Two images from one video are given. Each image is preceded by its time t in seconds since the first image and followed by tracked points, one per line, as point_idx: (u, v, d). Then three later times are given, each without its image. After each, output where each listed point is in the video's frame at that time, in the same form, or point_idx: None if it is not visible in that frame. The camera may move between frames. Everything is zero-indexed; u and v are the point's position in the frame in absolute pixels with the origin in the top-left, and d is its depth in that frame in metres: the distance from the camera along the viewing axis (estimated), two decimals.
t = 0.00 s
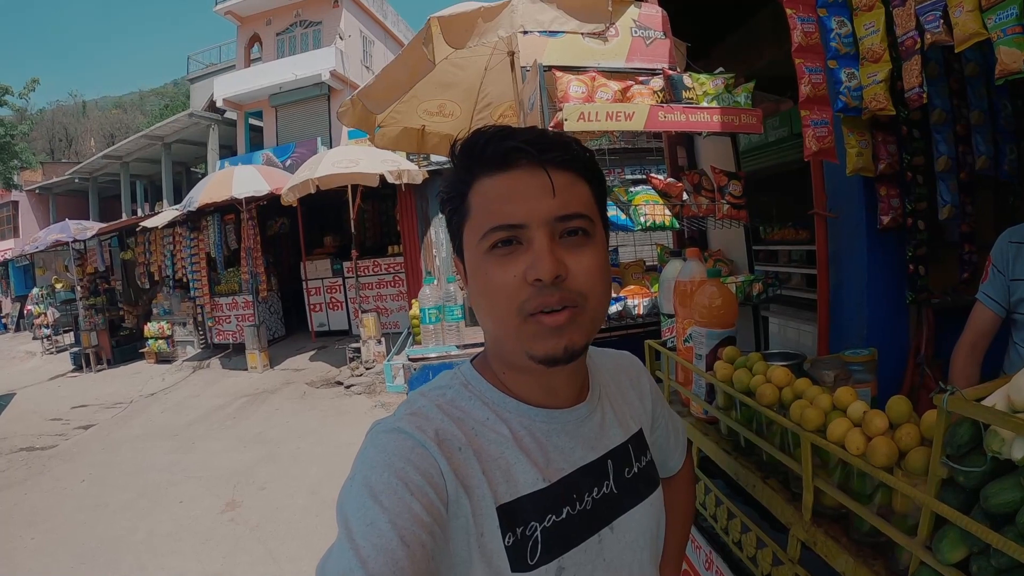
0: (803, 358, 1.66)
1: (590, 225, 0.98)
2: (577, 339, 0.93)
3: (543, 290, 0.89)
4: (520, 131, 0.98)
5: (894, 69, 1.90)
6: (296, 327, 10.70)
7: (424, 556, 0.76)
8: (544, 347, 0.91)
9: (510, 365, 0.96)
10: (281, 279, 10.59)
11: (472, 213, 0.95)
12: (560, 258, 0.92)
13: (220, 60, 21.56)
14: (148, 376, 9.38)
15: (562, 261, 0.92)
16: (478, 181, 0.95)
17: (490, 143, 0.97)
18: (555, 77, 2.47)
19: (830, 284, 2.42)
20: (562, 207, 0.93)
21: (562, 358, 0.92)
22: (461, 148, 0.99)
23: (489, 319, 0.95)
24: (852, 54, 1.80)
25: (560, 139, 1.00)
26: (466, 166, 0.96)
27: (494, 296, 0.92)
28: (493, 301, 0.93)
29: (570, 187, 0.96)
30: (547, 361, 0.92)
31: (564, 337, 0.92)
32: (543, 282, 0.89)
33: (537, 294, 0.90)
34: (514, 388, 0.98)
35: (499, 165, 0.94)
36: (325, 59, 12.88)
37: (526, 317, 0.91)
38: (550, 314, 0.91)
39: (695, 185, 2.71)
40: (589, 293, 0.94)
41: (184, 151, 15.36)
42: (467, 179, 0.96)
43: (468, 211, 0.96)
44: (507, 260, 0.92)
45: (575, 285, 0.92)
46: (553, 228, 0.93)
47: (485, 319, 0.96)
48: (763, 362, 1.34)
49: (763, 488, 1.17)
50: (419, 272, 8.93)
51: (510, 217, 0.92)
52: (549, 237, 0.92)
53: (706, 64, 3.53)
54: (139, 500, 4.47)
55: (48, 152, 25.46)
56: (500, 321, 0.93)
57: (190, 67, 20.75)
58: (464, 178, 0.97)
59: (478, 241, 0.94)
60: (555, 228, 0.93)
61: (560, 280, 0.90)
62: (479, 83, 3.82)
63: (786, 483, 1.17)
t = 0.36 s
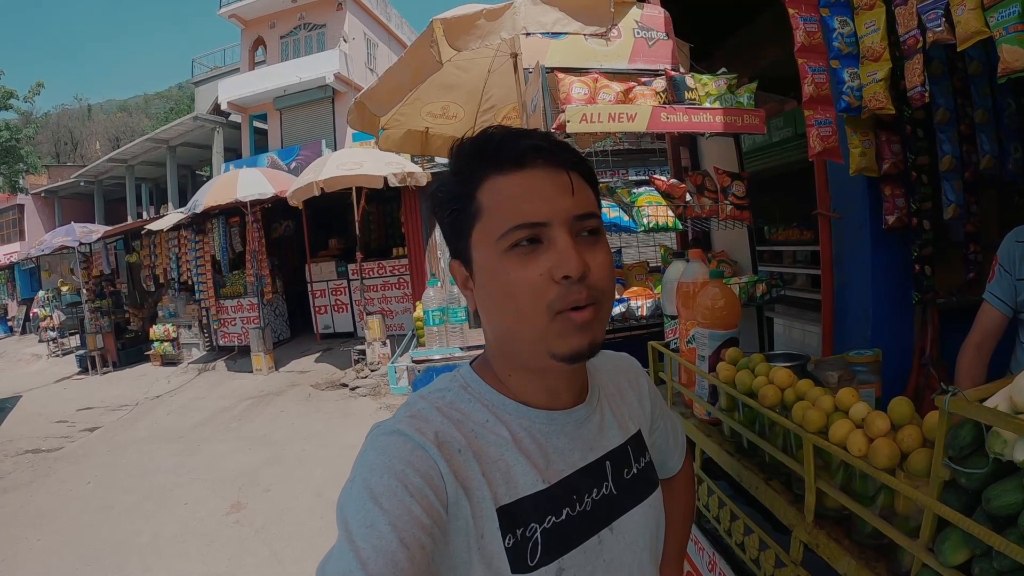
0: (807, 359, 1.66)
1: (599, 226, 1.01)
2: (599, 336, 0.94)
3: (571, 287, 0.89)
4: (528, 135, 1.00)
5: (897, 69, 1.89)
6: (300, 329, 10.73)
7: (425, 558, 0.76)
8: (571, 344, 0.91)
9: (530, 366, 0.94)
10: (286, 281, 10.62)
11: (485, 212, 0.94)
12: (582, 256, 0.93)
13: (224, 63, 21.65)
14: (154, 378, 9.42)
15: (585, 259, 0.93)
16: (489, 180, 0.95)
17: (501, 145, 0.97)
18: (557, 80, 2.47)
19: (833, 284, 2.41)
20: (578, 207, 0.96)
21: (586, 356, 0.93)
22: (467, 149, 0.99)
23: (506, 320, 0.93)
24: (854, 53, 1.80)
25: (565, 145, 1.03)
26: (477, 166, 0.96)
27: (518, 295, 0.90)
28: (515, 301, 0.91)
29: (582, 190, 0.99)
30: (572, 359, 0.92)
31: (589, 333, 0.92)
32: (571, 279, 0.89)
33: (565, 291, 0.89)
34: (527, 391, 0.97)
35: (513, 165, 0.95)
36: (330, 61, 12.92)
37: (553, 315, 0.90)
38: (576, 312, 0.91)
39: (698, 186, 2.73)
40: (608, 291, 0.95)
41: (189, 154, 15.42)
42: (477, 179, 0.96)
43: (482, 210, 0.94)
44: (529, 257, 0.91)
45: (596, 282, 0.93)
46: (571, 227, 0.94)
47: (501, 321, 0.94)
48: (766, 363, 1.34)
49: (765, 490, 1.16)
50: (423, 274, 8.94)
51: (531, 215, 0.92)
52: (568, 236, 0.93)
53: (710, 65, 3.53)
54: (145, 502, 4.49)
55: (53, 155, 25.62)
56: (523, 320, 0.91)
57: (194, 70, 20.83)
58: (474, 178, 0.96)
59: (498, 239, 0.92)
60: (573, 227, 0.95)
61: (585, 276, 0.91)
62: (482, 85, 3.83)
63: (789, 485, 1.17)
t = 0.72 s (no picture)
0: (811, 359, 1.65)
1: (598, 226, 1.01)
2: (601, 336, 0.94)
3: (572, 285, 0.89)
4: (526, 135, 1.00)
5: (901, 67, 1.88)
6: (305, 329, 10.75)
7: (426, 559, 0.76)
8: (573, 343, 0.91)
9: (532, 366, 0.94)
10: (290, 281, 10.64)
11: (485, 212, 0.94)
12: (583, 255, 0.93)
13: (229, 64, 21.68)
14: (158, 377, 9.46)
15: (586, 258, 0.93)
16: (489, 181, 0.95)
17: (499, 146, 0.97)
18: (560, 79, 2.46)
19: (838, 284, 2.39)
20: (578, 205, 0.96)
21: (588, 354, 0.93)
22: (466, 150, 0.99)
23: (509, 321, 0.93)
24: (857, 52, 1.79)
25: (563, 144, 1.03)
26: (476, 168, 0.96)
27: (517, 294, 0.90)
28: (517, 301, 0.91)
29: (580, 190, 0.99)
30: (574, 359, 0.92)
31: (591, 333, 0.92)
32: (572, 278, 0.89)
33: (567, 289, 0.89)
34: (529, 392, 0.97)
35: (512, 165, 0.95)
36: (334, 61, 12.94)
37: (555, 315, 0.90)
38: (578, 311, 0.91)
39: (702, 186, 2.70)
40: (609, 289, 0.95)
41: (194, 154, 15.47)
42: (477, 180, 0.95)
43: (481, 211, 0.94)
44: (530, 257, 0.91)
45: (598, 280, 0.93)
46: (572, 225, 0.95)
47: (503, 322, 0.94)
48: (768, 364, 1.33)
49: (768, 491, 1.16)
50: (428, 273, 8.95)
51: (532, 215, 0.92)
52: (569, 235, 0.93)
53: (714, 64, 3.52)
54: (150, 502, 4.51)
55: (58, 155, 25.74)
56: (526, 320, 0.91)
57: (199, 70, 20.88)
58: (473, 178, 0.96)
59: (499, 239, 0.92)
60: (573, 226, 0.95)
61: (587, 274, 0.91)
62: (486, 85, 3.82)
63: (792, 486, 1.16)
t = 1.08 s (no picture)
0: (815, 359, 1.64)
1: (597, 226, 1.00)
2: (600, 336, 0.94)
3: (569, 284, 0.89)
4: (527, 136, 1.01)
5: (905, 66, 1.86)
6: (309, 327, 10.78)
7: (427, 558, 0.76)
8: (572, 343, 0.91)
9: (532, 367, 0.94)
10: (294, 280, 10.67)
11: (485, 213, 0.94)
12: (581, 254, 0.93)
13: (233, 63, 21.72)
14: (164, 377, 9.51)
15: (585, 258, 0.93)
16: (489, 182, 0.95)
17: (497, 147, 0.98)
18: (564, 78, 2.44)
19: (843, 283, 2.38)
20: (577, 205, 0.96)
21: (588, 354, 0.93)
22: (467, 151, 0.99)
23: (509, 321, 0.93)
24: (862, 50, 1.78)
25: (562, 145, 1.03)
26: (477, 169, 0.96)
27: (517, 294, 0.91)
28: (515, 301, 0.91)
29: (578, 189, 0.99)
30: (574, 359, 0.92)
31: (592, 333, 0.92)
32: (570, 277, 0.89)
33: (564, 289, 0.89)
34: (531, 392, 0.97)
35: (511, 165, 0.95)
36: (338, 60, 12.96)
37: (553, 315, 0.90)
38: (575, 311, 0.91)
39: (705, 184, 2.68)
40: (609, 288, 0.95)
41: (198, 154, 15.52)
42: (477, 181, 0.95)
43: (480, 211, 0.94)
44: (530, 257, 0.91)
45: (597, 280, 0.93)
46: (571, 225, 0.95)
47: (503, 322, 0.94)
48: (771, 364, 1.33)
49: (771, 491, 1.16)
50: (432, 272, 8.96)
51: (530, 215, 0.92)
52: (567, 234, 0.93)
53: (719, 62, 3.51)
54: (154, 500, 4.54)
55: (64, 155, 25.88)
56: (525, 320, 0.91)
57: (203, 69, 20.92)
58: (473, 179, 0.96)
59: (498, 239, 0.92)
60: (572, 226, 0.95)
61: (585, 274, 0.91)
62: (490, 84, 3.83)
63: (794, 486, 1.15)
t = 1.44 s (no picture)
0: (819, 358, 1.62)
1: (591, 228, 0.98)
2: (581, 343, 0.93)
3: (548, 291, 0.89)
4: (521, 137, 0.99)
5: (908, 61, 1.85)
6: (313, 324, 10.80)
7: (427, 561, 0.76)
8: (547, 351, 0.91)
9: (515, 371, 0.95)
10: (298, 278, 10.69)
11: (475, 217, 0.95)
12: (563, 259, 0.92)
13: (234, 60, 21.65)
14: (168, 374, 9.54)
15: (567, 263, 0.92)
16: (480, 188, 0.95)
17: (489, 150, 0.97)
18: (565, 75, 2.42)
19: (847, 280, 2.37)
20: (564, 210, 0.94)
21: (566, 362, 0.92)
22: (462, 156, 0.99)
23: (493, 324, 0.94)
24: (865, 46, 1.76)
25: (559, 146, 1.02)
26: (469, 174, 0.97)
27: (500, 299, 0.92)
28: (498, 305, 0.92)
29: (571, 191, 0.97)
30: (552, 366, 0.92)
31: (568, 341, 0.91)
32: (548, 283, 0.89)
33: (542, 296, 0.89)
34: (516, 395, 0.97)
35: (500, 169, 0.95)
36: (340, 57, 12.94)
37: (532, 321, 0.90)
38: (553, 318, 0.91)
39: (708, 181, 2.72)
40: (592, 296, 0.93)
41: (201, 151, 15.53)
42: (470, 187, 0.96)
43: (471, 215, 0.95)
44: (511, 262, 0.92)
45: (578, 288, 0.92)
46: (555, 230, 0.93)
47: (489, 324, 0.95)
48: (773, 364, 1.32)
49: (774, 493, 1.15)
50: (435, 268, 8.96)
51: (512, 221, 0.92)
52: (551, 239, 0.92)
53: (722, 57, 3.48)
54: (159, 498, 4.56)
55: (67, 154, 25.94)
56: (505, 324, 0.92)
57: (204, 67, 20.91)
58: (465, 184, 0.97)
59: (483, 245, 0.93)
60: (557, 230, 0.94)
61: (564, 280, 0.90)
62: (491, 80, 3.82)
63: (797, 487, 1.15)
